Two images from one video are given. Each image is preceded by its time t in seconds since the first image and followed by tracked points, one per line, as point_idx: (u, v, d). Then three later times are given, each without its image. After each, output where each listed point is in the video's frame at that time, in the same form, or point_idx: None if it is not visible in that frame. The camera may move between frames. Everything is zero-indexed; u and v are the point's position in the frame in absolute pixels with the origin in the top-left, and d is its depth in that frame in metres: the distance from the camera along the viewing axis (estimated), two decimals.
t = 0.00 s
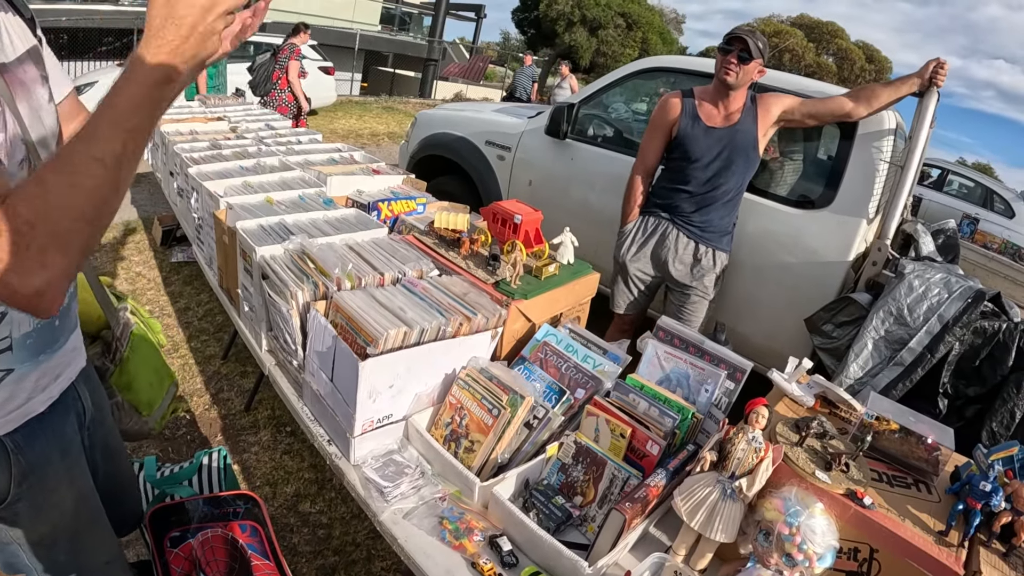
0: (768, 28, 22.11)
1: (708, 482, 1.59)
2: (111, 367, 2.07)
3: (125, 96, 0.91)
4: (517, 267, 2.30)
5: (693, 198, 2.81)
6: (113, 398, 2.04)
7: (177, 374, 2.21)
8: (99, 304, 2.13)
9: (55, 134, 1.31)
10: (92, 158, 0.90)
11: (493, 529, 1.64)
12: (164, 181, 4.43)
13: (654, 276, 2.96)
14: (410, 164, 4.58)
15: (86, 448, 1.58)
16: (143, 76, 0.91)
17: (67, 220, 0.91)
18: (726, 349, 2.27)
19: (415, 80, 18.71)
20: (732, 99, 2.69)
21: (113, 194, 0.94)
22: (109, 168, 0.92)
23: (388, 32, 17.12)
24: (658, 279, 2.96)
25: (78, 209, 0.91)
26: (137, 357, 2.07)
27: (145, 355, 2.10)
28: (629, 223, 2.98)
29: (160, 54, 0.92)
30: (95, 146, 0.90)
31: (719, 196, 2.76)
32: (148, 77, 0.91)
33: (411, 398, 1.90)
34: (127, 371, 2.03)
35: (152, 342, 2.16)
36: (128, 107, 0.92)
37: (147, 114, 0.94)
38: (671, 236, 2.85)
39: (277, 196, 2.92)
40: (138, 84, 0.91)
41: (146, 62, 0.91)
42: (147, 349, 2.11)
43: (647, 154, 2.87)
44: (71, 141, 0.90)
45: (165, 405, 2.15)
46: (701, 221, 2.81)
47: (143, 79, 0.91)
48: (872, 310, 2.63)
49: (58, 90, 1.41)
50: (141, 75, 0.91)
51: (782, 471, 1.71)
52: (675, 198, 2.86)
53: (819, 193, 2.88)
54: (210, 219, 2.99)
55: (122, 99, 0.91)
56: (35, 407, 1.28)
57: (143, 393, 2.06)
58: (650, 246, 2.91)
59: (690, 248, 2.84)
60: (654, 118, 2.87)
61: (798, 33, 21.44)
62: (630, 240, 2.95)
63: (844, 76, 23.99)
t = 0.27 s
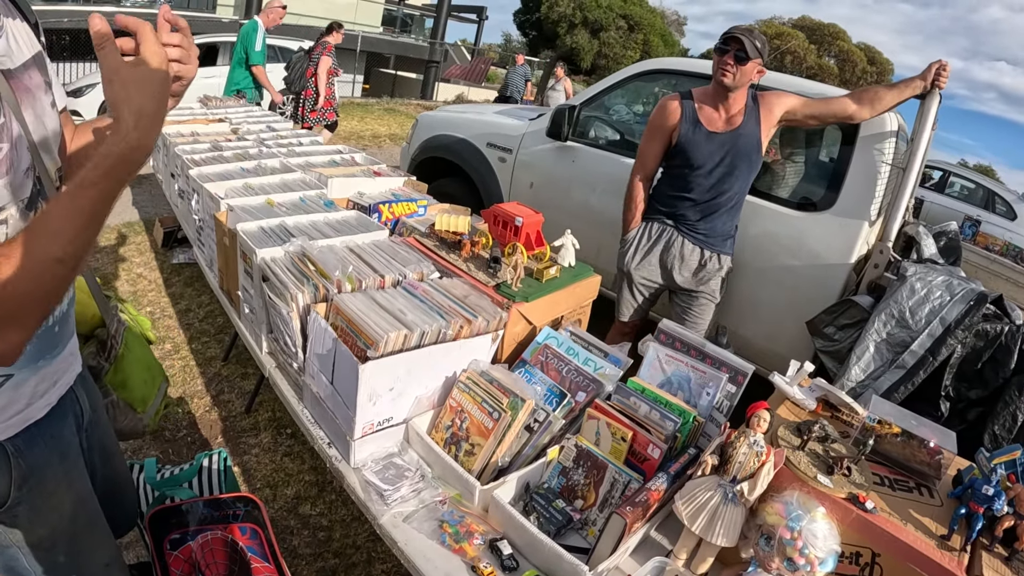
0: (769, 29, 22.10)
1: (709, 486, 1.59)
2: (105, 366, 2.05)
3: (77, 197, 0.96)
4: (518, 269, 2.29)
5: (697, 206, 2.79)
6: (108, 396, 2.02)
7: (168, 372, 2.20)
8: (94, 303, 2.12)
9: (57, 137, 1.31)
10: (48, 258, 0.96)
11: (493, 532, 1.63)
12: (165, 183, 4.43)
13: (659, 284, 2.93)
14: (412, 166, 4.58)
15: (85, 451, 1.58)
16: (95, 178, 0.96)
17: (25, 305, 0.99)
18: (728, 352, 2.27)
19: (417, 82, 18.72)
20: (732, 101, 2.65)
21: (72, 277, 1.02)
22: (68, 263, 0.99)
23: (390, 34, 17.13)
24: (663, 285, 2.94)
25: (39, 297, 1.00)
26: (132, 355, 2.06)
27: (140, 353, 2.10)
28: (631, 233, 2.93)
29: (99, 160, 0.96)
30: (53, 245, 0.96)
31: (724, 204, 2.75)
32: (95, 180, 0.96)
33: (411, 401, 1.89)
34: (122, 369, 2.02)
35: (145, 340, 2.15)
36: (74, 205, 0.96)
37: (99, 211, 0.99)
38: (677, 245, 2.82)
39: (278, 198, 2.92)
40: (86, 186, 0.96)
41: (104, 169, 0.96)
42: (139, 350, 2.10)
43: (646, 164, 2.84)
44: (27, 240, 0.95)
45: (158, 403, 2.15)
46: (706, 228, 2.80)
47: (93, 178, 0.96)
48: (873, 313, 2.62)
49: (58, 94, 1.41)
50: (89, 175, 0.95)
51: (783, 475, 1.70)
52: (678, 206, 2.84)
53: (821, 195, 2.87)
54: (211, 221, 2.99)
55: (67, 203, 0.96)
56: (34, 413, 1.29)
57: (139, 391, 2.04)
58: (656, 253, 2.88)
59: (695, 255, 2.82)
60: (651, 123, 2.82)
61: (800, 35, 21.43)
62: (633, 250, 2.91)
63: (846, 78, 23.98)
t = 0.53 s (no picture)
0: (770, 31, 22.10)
1: (713, 489, 1.58)
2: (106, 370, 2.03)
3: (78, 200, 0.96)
4: (521, 271, 2.29)
5: (701, 211, 2.77)
6: (112, 401, 2.03)
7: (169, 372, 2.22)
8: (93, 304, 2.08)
9: (53, 138, 1.31)
10: (45, 264, 0.96)
11: (497, 535, 1.63)
12: (167, 184, 4.43)
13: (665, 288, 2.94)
14: (414, 167, 4.58)
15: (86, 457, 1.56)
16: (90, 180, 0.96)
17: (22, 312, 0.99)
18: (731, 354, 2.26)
19: (418, 83, 18.73)
20: (737, 101, 2.61)
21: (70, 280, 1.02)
22: (66, 268, 0.98)
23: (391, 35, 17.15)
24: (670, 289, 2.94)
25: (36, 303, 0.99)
26: (135, 359, 2.06)
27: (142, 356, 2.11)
28: (635, 239, 2.90)
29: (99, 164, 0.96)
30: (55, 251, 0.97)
31: (728, 208, 2.74)
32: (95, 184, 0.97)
33: (414, 403, 1.89)
34: (125, 375, 2.02)
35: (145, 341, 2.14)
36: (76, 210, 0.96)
37: (101, 212, 0.99)
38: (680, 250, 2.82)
39: (281, 200, 2.92)
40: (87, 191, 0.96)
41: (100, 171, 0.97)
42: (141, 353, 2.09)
43: (652, 165, 2.75)
44: (26, 244, 0.95)
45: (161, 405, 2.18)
46: (710, 233, 2.79)
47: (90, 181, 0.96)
48: (876, 315, 2.61)
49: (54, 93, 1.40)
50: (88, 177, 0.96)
51: (787, 478, 1.70)
52: (682, 210, 2.81)
53: (824, 197, 2.87)
54: (213, 222, 2.99)
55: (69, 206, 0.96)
56: (36, 420, 1.28)
57: (143, 396, 2.06)
58: (660, 262, 2.89)
59: (700, 262, 2.83)
60: (653, 126, 2.72)
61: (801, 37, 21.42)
62: (636, 256, 2.91)
63: (847, 79, 23.99)
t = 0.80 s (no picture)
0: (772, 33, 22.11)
1: (716, 490, 1.58)
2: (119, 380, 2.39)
3: (63, 192, 0.95)
4: (524, 273, 2.30)
5: (701, 212, 2.77)
6: (126, 410, 2.38)
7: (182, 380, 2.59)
8: (99, 317, 2.38)
9: (46, 140, 1.29)
10: (36, 256, 0.94)
11: (500, 537, 1.63)
12: (170, 185, 4.45)
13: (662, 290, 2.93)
14: (416, 169, 4.59)
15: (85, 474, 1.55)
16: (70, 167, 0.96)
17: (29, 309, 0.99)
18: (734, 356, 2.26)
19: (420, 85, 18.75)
20: (739, 100, 2.61)
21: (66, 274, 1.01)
22: (59, 256, 0.97)
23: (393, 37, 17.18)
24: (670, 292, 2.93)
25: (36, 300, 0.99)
26: (141, 371, 2.40)
27: (146, 368, 2.42)
28: (634, 241, 2.90)
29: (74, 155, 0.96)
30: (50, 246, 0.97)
31: (728, 208, 2.74)
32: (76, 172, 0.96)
33: (417, 404, 1.89)
34: (136, 385, 2.38)
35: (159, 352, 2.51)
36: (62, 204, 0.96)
37: (90, 194, 0.98)
38: (678, 254, 2.81)
39: (284, 201, 2.93)
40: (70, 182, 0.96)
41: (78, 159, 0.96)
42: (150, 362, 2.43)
43: (652, 164, 2.76)
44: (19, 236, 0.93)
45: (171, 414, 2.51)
46: (708, 237, 2.79)
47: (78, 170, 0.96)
48: (879, 317, 2.61)
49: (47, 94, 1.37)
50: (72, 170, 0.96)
51: (790, 480, 1.70)
52: (681, 211, 2.81)
53: (826, 199, 2.87)
54: (216, 223, 3.00)
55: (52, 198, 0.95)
56: (38, 430, 1.30)
57: (154, 404, 2.42)
58: (658, 263, 2.89)
59: (698, 264, 2.82)
60: (655, 125, 2.71)
61: (803, 39, 21.42)
62: (634, 260, 2.90)
63: (849, 81, 23.99)
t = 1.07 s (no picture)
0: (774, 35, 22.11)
1: (719, 492, 1.58)
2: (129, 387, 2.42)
3: (40, 192, 0.92)
4: (527, 275, 2.31)
5: (701, 212, 2.76)
6: (138, 416, 2.38)
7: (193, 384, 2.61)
8: (104, 324, 2.46)
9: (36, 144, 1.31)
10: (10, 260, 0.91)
11: (503, 538, 1.63)
12: (173, 186, 4.46)
13: (655, 296, 2.94)
14: (419, 170, 4.60)
15: (90, 483, 1.56)
16: (46, 161, 0.92)
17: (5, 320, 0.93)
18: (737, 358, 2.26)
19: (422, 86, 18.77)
20: (742, 99, 2.59)
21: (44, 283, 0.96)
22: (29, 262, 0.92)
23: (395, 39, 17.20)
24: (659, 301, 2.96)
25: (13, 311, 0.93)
26: (151, 376, 2.42)
27: (156, 374, 2.45)
28: (634, 242, 2.91)
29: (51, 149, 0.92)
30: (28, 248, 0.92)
31: (728, 207, 2.72)
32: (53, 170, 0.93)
33: (420, 405, 1.89)
34: (147, 390, 2.41)
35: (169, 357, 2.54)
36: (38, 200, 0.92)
37: (64, 195, 0.95)
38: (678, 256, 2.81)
39: (287, 202, 2.93)
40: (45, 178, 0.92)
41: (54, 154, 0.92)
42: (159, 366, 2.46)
43: (652, 165, 2.76)
44: None
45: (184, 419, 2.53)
46: (708, 238, 2.79)
47: (54, 169, 0.93)
48: (881, 319, 2.61)
49: (38, 98, 1.37)
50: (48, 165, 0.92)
51: (793, 481, 1.70)
52: (682, 212, 2.81)
53: (829, 201, 2.87)
54: (220, 225, 3.00)
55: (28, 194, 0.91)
56: (37, 441, 1.29)
57: (167, 407, 2.44)
58: (657, 266, 2.89)
59: (698, 266, 2.81)
60: (658, 124, 2.73)
61: (806, 41, 21.41)
62: (634, 260, 2.91)
63: (851, 83, 23.98)
